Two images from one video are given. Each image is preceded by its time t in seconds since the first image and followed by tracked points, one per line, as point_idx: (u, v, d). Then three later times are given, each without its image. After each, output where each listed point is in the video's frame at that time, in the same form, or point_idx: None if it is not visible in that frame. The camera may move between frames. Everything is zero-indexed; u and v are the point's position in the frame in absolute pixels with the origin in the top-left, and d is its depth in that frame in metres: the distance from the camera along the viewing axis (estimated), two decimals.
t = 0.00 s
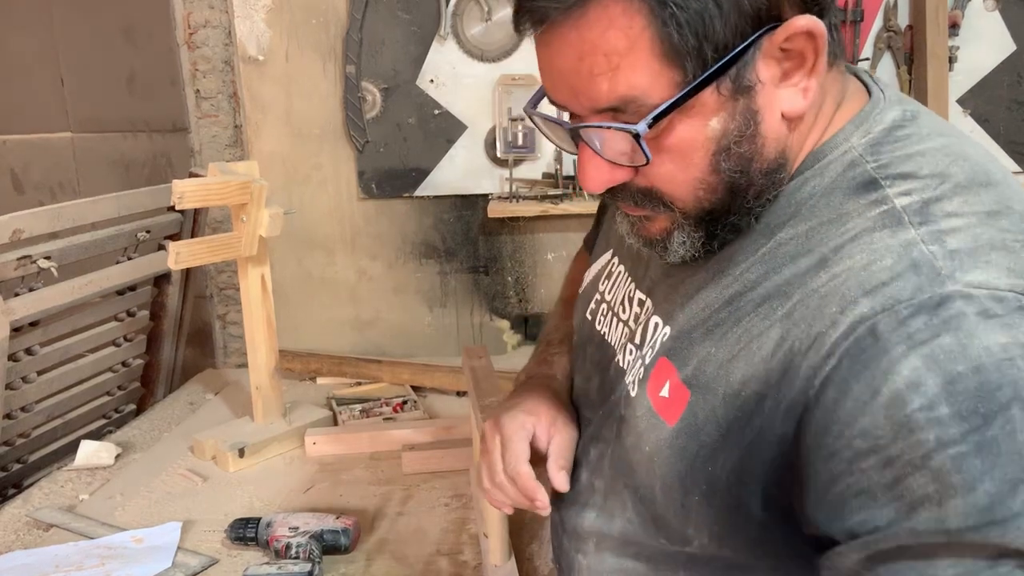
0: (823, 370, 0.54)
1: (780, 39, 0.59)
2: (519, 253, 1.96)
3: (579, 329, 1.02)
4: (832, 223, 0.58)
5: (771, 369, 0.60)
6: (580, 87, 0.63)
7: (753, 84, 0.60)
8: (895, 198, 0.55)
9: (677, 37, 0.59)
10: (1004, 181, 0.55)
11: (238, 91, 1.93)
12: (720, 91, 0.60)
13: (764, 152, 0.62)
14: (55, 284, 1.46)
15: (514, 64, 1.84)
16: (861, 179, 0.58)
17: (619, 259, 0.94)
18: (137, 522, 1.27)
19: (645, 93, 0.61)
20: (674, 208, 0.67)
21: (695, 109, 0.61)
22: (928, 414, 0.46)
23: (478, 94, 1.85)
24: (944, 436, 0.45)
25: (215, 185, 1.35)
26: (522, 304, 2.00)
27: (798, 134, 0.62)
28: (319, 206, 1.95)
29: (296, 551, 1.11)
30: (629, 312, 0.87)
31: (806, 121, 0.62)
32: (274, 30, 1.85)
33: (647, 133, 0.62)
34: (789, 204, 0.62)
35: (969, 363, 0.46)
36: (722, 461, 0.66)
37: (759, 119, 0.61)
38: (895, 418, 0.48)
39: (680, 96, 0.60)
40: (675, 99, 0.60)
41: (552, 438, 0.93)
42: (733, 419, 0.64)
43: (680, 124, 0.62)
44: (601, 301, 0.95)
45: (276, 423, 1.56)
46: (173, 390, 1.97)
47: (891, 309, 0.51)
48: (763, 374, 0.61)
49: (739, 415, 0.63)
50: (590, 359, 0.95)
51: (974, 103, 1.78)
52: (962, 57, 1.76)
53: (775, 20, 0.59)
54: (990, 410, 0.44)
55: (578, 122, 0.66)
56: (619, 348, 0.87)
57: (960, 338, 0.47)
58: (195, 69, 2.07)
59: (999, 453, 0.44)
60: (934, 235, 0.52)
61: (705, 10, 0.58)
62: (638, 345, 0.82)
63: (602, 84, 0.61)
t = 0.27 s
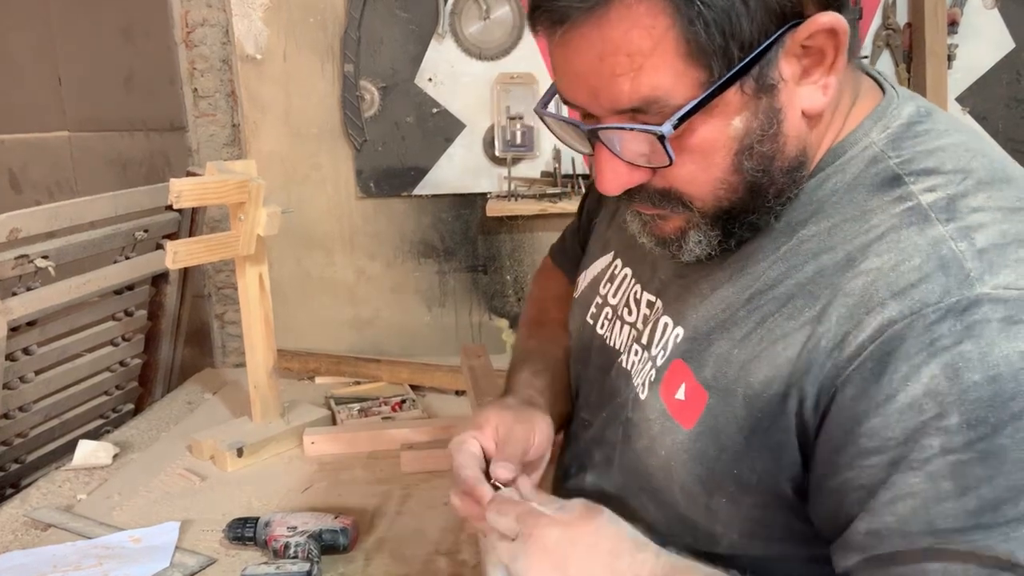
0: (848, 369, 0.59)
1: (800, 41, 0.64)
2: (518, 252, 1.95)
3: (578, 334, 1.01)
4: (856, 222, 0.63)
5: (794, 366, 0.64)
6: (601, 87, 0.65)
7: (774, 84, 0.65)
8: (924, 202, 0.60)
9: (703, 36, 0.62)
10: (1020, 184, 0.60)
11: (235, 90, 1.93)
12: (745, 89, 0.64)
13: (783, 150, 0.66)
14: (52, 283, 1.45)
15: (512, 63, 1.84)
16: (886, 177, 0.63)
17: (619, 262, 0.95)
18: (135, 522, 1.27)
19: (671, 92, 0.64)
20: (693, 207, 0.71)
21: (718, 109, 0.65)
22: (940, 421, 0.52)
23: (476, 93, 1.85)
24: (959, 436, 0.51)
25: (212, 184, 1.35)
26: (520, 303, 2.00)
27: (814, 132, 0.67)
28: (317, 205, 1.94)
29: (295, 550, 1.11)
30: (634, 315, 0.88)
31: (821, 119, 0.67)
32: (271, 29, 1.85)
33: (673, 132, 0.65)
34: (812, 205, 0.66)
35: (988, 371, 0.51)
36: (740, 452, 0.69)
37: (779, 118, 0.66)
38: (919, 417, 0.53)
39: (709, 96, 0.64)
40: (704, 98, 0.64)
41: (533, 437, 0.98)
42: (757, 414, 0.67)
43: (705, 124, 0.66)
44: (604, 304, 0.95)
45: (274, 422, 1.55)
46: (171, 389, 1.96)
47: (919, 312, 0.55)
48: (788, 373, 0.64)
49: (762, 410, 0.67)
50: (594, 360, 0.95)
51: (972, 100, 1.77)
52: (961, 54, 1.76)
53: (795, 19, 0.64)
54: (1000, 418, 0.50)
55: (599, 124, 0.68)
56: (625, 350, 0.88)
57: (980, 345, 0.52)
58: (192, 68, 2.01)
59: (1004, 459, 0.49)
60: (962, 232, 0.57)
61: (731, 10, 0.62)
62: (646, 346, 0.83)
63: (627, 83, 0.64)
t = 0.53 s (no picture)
0: (860, 365, 0.60)
1: (806, 36, 0.64)
2: (516, 250, 1.95)
3: (580, 335, 1.01)
4: (867, 219, 0.64)
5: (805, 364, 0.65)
6: (606, 84, 0.65)
7: (780, 78, 0.65)
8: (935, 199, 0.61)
9: (708, 32, 0.62)
10: None
11: (232, 88, 1.92)
12: (750, 86, 0.64)
13: (789, 145, 0.66)
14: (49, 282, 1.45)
15: (510, 61, 1.83)
16: (894, 173, 0.64)
17: (623, 262, 0.95)
18: (133, 521, 1.27)
19: (676, 88, 0.64)
20: (700, 203, 0.71)
21: (723, 105, 0.65)
22: (953, 414, 0.53)
23: (474, 91, 1.85)
24: (973, 431, 0.52)
25: (210, 182, 1.35)
26: (519, 301, 2.00)
27: (820, 127, 0.68)
28: (315, 203, 1.94)
29: (293, 549, 1.10)
30: (642, 313, 0.88)
31: (826, 114, 0.67)
32: (269, 26, 1.84)
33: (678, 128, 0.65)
34: (823, 201, 0.67)
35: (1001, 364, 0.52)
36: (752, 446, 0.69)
37: (785, 113, 0.66)
38: (930, 412, 0.54)
39: (715, 91, 0.64)
40: (710, 94, 0.64)
41: (513, 448, 0.97)
42: (770, 412, 0.68)
43: (710, 120, 0.65)
44: (609, 304, 0.95)
45: (272, 421, 1.55)
46: (169, 388, 1.96)
47: (932, 306, 0.56)
48: (799, 371, 0.65)
49: (775, 407, 0.67)
50: (597, 359, 0.95)
51: (970, 98, 1.77)
52: (959, 52, 1.76)
53: (801, 14, 0.64)
54: (1016, 412, 0.51)
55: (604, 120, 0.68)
56: (632, 350, 0.88)
57: (995, 339, 0.53)
58: (189, 67, 1.99)
59: (1016, 453, 0.50)
60: (972, 227, 0.58)
61: (736, 5, 0.62)
62: (655, 345, 0.83)
63: (631, 80, 0.64)
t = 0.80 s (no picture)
0: (831, 350, 0.57)
1: (736, 54, 0.57)
2: (514, 248, 1.95)
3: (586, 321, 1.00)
4: (854, 210, 0.59)
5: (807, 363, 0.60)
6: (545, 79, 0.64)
7: (704, 97, 0.60)
8: (922, 189, 0.57)
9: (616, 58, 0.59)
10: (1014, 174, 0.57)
11: (229, 85, 1.91)
12: (670, 100, 0.60)
13: (724, 156, 0.63)
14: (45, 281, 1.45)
15: (507, 58, 1.83)
16: (877, 170, 0.59)
17: (627, 249, 0.93)
18: (130, 520, 1.27)
19: (597, 102, 0.63)
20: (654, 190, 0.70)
21: (647, 115, 0.62)
22: (917, 394, 0.50)
23: (471, 88, 1.84)
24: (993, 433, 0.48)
25: (205, 180, 1.34)
26: (516, 299, 1.99)
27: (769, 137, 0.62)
28: (312, 201, 1.94)
29: (290, 548, 1.10)
30: (643, 305, 0.86)
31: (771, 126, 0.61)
32: (265, 24, 1.83)
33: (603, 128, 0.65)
34: (805, 192, 0.63)
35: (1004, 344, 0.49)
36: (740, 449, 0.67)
37: (716, 128, 0.61)
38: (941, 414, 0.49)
39: (629, 104, 0.61)
40: (628, 109, 0.62)
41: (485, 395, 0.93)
42: (759, 405, 0.64)
43: (636, 126, 0.63)
44: (612, 293, 0.94)
45: (270, 419, 1.55)
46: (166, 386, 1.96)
47: (904, 292, 0.53)
48: (774, 362, 0.63)
49: (766, 402, 0.64)
50: (595, 356, 0.95)
51: (967, 95, 1.77)
52: (956, 49, 1.76)
53: (730, 32, 0.57)
54: (981, 395, 0.48)
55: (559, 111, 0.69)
56: (630, 341, 0.86)
57: (964, 323, 0.50)
58: (184, 63, 1.88)
59: None
60: (952, 223, 0.54)
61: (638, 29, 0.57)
62: (651, 339, 0.80)
63: (561, 84, 0.64)
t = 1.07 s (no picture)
0: (809, 338, 0.64)
1: (674, 61, 0.69)
2: (513, 246, 1.95)
3: (592, 309, 1.08)
4: (818, 200, 0.68)
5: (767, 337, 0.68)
6: (534, 85, 0.79)
7: (650, 98, 0.72)
8: (883, 177, 0.65)
9: (571, 68, 0.73)
10: (983, 164, 0.66)
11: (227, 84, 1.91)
12: (621, 99, 0.73)
13: (675, 148, 0.75)
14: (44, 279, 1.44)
15: (506, 57, 1.83)
16: (849, 159, 0.68)
17: (632, 240, 1.02)
18: (129, 519, 1.27)
19: (560, 102, 0.77)
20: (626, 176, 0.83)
21: (604, 115, 0.75)
22: (883, 378, 0.57)
23: (470, 87, 1.84)
24: (905, 384, 0.57)
25: (204, 179, 1.34)
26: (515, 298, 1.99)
27: (715, 128, 0.73)
28: (310, 200, 1.94)
29: (289, 547, 1.10)
30: (635, 291, 0.94)
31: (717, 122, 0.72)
32: (264, 22, 1.83)
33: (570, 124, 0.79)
34: (765, 179, 0.73)
35: (921, 309, 0.57)
36: (703, 414, 0.75)
37: (662, 124, 0.73)
38: (874, 372, 0.58)
39: (585, 103, 0.75)
40: (586, 108, 0.76)
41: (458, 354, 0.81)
42: (732, 385, 0.71)
43: (599, 122, 0.77)
44: (614, 280, 1.02)
45: (269, 418, 1.55)
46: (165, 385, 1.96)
47: (874, 277, 0.60)
48: (751, 347, 0.70)
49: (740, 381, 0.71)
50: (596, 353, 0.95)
51: (965, 94, 1.77)
52: (954, 48, 1.76)
53: (664, 41, 0.68)
54: (939, 382, 0.56)
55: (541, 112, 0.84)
56: (622, 322, 0.95)
57: (927, 311, 0.57)
58: (183, 63, 1.87)
59: (939, 420, 0.56)
60: (919, 208, 0.62)
61: (585, 46, 0.71)
62: (638, 323, 0.89)
63: (539, 87, 0.79)
